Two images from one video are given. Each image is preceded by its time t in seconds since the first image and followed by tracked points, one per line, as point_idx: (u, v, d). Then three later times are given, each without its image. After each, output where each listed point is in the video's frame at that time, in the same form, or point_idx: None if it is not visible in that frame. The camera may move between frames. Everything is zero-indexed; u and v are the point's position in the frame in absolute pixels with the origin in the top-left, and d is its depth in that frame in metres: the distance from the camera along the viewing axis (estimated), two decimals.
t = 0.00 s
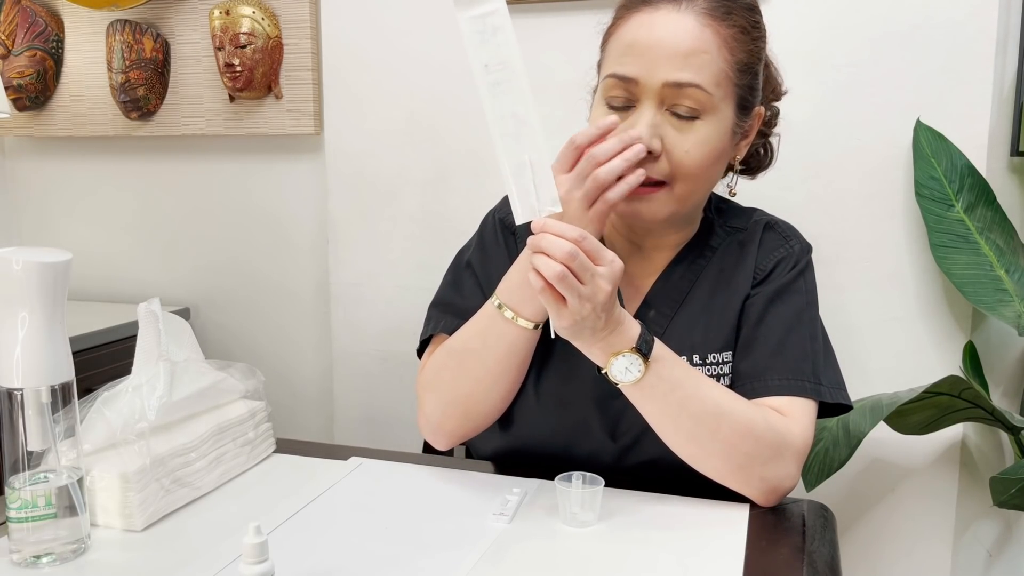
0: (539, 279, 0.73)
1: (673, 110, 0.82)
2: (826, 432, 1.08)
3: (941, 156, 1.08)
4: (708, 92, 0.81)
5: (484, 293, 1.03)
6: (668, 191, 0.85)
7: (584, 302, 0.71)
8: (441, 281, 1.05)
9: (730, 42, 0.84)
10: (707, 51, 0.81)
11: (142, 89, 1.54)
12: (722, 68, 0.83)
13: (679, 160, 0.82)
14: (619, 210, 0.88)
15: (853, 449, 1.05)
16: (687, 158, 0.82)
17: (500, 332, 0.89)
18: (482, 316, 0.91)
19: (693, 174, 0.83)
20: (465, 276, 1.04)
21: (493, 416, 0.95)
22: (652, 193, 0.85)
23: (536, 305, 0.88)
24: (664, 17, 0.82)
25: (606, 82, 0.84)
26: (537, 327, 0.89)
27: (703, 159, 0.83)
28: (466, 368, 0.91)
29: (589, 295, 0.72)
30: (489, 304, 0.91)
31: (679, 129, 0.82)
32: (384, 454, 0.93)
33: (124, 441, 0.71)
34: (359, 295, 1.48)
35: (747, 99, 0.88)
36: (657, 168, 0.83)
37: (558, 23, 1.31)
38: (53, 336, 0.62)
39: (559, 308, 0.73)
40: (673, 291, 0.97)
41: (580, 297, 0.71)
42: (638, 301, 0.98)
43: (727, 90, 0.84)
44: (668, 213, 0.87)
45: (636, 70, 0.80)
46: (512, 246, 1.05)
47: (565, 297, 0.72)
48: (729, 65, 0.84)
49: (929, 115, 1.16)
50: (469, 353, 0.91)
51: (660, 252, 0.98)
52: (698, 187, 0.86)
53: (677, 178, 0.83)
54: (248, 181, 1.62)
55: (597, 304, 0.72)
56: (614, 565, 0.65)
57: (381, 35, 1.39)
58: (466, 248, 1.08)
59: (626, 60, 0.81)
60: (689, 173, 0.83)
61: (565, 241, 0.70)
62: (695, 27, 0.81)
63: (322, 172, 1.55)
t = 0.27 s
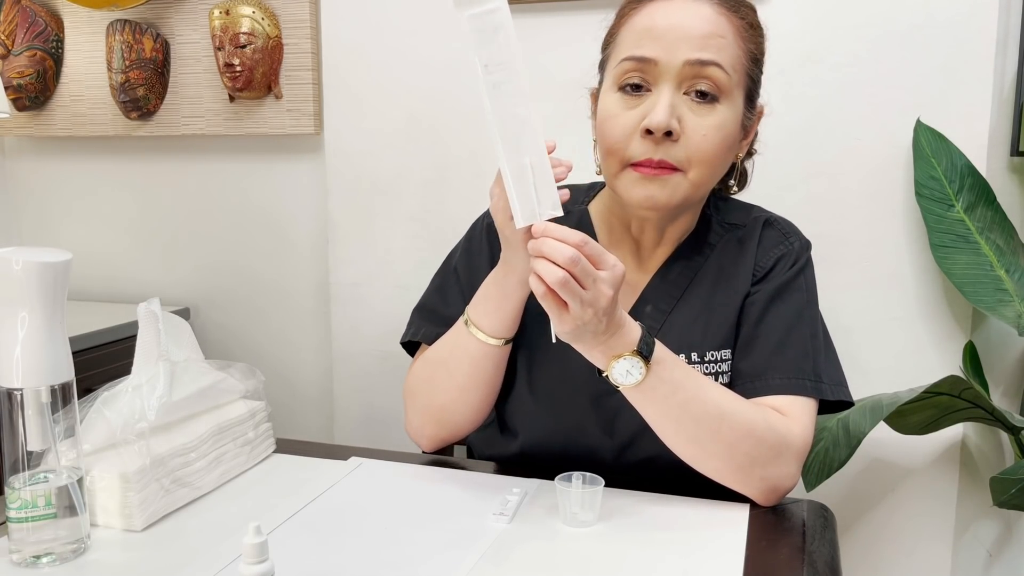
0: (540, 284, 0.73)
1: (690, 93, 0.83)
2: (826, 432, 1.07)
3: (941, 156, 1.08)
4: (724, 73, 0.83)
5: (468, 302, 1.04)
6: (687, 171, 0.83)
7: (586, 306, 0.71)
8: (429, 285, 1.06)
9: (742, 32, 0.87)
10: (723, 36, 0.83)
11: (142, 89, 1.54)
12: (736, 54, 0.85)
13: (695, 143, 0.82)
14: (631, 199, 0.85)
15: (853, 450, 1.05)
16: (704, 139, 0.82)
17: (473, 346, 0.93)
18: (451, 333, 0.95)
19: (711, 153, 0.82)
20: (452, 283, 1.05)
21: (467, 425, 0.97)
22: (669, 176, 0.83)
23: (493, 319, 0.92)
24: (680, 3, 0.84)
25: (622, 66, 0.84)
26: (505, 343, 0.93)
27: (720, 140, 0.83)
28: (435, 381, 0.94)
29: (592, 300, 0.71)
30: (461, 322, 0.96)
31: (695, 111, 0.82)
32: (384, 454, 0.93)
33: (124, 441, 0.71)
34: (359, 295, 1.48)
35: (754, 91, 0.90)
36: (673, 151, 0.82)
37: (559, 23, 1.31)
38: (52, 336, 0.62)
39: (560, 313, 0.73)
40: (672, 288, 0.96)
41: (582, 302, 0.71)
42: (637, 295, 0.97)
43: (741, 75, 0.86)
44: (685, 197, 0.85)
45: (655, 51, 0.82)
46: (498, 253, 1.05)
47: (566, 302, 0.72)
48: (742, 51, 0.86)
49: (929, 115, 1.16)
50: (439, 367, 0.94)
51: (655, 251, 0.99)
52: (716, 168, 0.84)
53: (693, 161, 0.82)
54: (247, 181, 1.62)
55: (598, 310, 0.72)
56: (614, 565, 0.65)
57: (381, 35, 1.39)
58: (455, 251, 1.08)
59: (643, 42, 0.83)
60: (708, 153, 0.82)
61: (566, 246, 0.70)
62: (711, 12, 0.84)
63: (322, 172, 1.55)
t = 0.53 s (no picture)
0: (540, 284, 0.73)
1: (674, 103, 0.82)
2: (826, 432, 1.07)
3: (941, 156, 1.08)
4: (709, 83, 0.82)
5: (463, 302, 1.04)
6: (669, 184, 0.83)
7: (584, 308, 0.72)
8: (426, 284, 1.06)
9: (728, 39, 0.85)
10: (708, 45, 0.82)
11: (142, 89, 1.54)
12: (722, 63, 0.84)
13: (678, 155, 0.81)
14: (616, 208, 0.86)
15: (853, 450, 1.05)
16: (687, 151, 0.81)
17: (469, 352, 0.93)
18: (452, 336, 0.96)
19: (693, 166, 0.82)
20: (448, 281, 1.05)
21: (460, 426, 0.99)
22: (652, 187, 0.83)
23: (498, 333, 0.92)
24: (666, 11, 0.83)
25: (608, 75, 0.84)
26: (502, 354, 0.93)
27: (702, 151, 0.82)
28: (432, 383, 0.95)
29: (589, 301, 0.72)
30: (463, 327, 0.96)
31: (679, 122, 0.81)
32: (383, 454, 0.93)
33: (124, 441, 0.71)
34: (359, 295, 1.48)
35: (743, 97, 0.89)
36: (656, 162, 0.82)
37: (559, 23, 1.31)
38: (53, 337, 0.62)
39: (559, 314, 0.73)
40: (666, 288, 0.96)
41: (580, 303, 0.71)
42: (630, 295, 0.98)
43: (726, 84, 0.85)
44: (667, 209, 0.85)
45: (639, 62, 0.81)
46: (494, 253, 1.05)
47: (565, 303, 0.72)
48: (728, 60, 0.85)
49: (929, 115, 1.16)
50: (436, 367, 0.95)
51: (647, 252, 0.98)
52: (698, 180, 0.85)
53: (676, 172, 0.82)
54: (247, 181, 1.62)
55: (597, 311, 0.72)
56: (614, 565, 0.65)
57: (381, 35, 1.39)
58: (449, 251, 1.08)
59: (628, 51, 0.82)
60: (690, 165, 0.82)
61: (565, 246, 0.70)
62: (696, 21, 0.82)
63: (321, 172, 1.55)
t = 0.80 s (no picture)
0: (543, 292, 0.72)
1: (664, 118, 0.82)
2: (825, 432, 1.07)
3: (941, 156, 1.08)
4: (699, 100, 0.81)
5: (458, 300, 1.04)
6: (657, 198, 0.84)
7: (588, 314, 0.71)
8: (422, 284, 1.06)
9: (721, 51, 0.84)
10: (699, 59, 0.81)
11: (142, 89, 1.54)
12: (713, 76, 0.82)
13: (667, 170, 0.82)
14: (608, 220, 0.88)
15: (853, 450, 1.05)
16: (676, 166, 0.82)
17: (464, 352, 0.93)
18: (449, 336, 0.96)
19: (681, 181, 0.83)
20: (444, 281, 1.05)
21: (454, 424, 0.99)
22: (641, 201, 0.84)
23: (497, 336, 0.92)
24: (657, 24, 0.81)
25: (598, 89, 0.83)
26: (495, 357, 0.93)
27: (692, 166, 0.83)
28: (427, 381, 0.96)
29: (593, 307, 0.71)
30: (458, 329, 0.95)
31: (670, 137, 0.81)
32: (383, 454, 0.93)
33: (124, 441, 0.71)
34: (359, 295, 1.48)
35: (736, 107, 0.88)
36: (646, 177, 0.83)
37: (558, 23, 1.31)
38: (53, 337, 0.62)
39: (564, 320, 0.73)
40: (664, 286, 0.96)
41: (584, 309, 0.71)
42: (627, 293, 0.97)
43: (718, 98, 0.84)
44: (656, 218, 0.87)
45: (629, 77, 0.80)
46: (490, 251, 1.05)
47: (569, 309, 0.72)
48: (720, 72, 0.83)
49: (929, 115, 1.16)
50: (432, 366, 0.95)
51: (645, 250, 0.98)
52: (686, 195, 0.86)
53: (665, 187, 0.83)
54: (247, 181, 1.62)
55: (601, 316, 0.72)
56: (614, 565, 0.65)
57: (381, 35, 1.39)
58: (447, 250, 1.08)
59: (618, 66, 0.81)
60: (679, 182, 0.83)
61: (568, 252, 0.70)
62: (687, 35, 0.81)
63: (321, 172, 1.55)
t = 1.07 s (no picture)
0: (558, 299, 0.72)
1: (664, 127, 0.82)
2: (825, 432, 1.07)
3: (941, 156, 1.08)
4: (699, 111, 0.81)
5: (458, 303, 1.04)
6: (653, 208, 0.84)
7: (603, 319, 0.71)
8: (421, 288, 1.06)
9: (724, 61, 0.83)
10: (702, 70, 0.81)
11: (142, 89, 1.54)
12: (715, 87, 0.82)
13: (664, 180, 0.82)
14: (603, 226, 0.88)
15: (853, 450, 1.05)
16: (672, 177, 0.82)
17: (464, 358, 0.93)
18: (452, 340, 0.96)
19: (678, 192, 0.83)
20: (442, 284, 1.05)
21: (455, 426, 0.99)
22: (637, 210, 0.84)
23: (496, 341, 0.92)
24: (660, 32, 0.81)
25: (598, 95, 0.83)
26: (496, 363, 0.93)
27: (688, 178, 0.83)
28: (427, 385, 0.96)
29: (608, 313, 0.71)
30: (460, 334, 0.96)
31: (668, 147, 0.81)
32: (383, 454, 0.93)
33: (124, 441, 0.71)
34: (359, 295, 1.48)
35: (738, 119, 0.88)
36: (642, 186, 0.83)
37: (558, 23, 1.31)
38: (53, 337, 0.62)
39: (580, 326, 0.73)
40: (665, 286, 0.95)
41: (599, 315, 0.71)
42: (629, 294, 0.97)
43: (719, 109, 0.83)
44: (651, 226, 0.87)
45: (629, 85, 0.80)
46: (489, 254, 1.05)
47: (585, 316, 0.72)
48: (722, 83, 0.83)
49: (929, 115, 1.16)
50: (433, 368, 0.96)
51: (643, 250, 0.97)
52: (682, 206, 0.86)
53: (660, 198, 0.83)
54: (247, 181, 1.62)
55: (616, 321, 0.72)
56: (614, 565, 0.65)
57: (381, 35, 1.39)
58: (445, 254, 1.08)
59: (619, 73, 0.81)
60: (676, 192, 0.83)
61: (582, 260, 0.69)
62: (691, 45, 0.81)
63: (321, 172, 1.55)
